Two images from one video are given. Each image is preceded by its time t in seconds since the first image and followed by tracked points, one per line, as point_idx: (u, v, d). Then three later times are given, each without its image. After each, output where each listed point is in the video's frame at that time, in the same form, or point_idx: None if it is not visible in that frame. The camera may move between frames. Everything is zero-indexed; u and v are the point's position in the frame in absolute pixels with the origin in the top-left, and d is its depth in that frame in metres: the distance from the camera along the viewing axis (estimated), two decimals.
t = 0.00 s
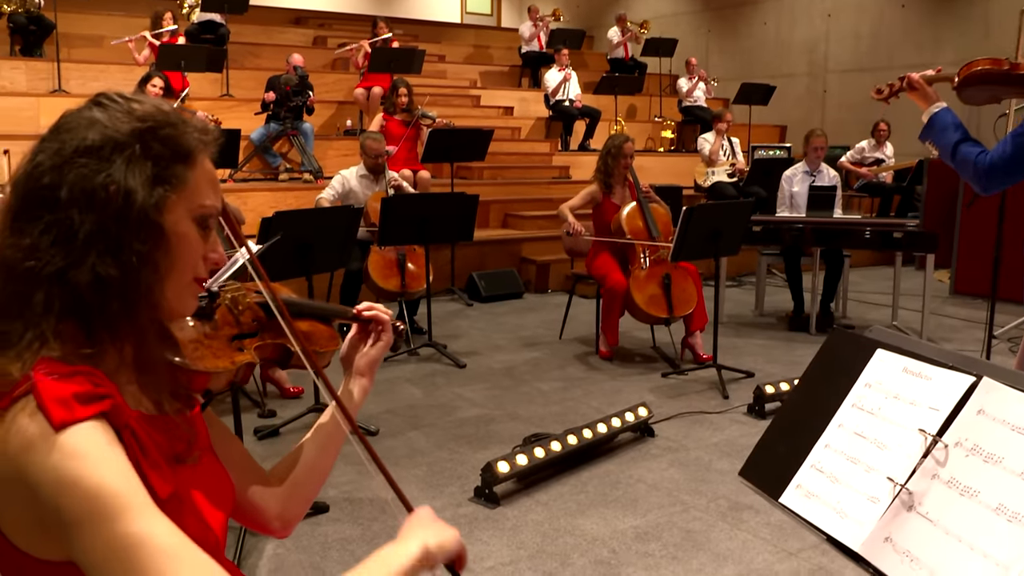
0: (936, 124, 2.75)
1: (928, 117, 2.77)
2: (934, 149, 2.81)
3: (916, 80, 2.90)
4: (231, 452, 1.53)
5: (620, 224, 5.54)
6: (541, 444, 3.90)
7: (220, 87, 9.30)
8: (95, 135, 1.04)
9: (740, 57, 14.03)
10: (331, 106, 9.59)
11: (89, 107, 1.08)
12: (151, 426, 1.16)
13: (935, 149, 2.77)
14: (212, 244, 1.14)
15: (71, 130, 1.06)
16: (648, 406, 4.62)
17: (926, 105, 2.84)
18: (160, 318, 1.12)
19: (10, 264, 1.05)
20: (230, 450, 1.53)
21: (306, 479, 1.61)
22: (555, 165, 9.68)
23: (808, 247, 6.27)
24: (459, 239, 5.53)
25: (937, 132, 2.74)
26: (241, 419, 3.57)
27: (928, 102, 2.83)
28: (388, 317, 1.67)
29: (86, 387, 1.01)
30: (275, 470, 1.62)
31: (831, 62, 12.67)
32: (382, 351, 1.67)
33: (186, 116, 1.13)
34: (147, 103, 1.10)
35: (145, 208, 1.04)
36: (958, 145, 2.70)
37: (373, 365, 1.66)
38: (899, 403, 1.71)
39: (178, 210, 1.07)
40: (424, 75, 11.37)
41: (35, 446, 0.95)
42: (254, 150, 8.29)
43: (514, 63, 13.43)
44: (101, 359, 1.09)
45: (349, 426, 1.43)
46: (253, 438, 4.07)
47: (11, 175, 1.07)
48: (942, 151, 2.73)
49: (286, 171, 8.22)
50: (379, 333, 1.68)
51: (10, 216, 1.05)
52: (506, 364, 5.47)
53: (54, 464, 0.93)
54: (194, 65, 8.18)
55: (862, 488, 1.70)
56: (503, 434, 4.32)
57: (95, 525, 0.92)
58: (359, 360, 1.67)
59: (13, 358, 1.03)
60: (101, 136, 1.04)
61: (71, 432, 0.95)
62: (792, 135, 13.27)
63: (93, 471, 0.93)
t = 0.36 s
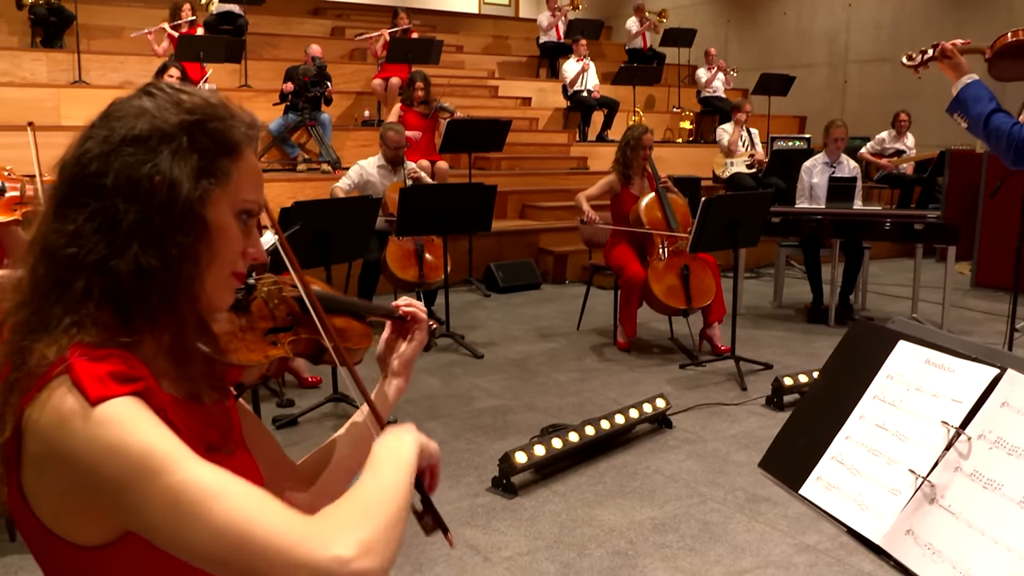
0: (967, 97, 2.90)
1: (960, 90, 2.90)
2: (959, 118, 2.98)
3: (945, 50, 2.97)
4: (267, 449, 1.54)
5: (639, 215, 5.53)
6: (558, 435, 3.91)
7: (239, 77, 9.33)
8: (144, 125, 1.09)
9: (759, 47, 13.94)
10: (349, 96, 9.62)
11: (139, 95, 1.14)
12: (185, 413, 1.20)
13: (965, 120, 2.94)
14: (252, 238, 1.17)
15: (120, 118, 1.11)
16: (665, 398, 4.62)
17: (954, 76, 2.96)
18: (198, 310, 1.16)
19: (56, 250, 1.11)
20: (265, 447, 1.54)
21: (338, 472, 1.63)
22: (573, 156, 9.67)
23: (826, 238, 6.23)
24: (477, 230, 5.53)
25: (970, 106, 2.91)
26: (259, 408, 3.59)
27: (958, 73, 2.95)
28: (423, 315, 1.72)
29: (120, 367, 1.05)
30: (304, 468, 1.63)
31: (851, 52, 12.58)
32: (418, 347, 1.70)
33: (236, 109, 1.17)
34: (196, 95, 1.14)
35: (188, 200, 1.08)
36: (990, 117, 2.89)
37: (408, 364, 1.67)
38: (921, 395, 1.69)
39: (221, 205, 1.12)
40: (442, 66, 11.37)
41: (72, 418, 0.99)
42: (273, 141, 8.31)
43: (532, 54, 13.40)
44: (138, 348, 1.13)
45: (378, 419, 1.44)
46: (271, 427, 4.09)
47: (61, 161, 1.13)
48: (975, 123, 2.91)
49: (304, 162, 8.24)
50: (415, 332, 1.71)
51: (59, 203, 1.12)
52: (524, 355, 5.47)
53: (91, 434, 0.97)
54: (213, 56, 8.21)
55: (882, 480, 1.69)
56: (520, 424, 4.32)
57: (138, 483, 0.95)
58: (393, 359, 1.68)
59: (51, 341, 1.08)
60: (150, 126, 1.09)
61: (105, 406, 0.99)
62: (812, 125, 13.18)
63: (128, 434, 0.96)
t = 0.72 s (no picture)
0: (986, 89, 2.81)
1: (978, 83, 2.83)
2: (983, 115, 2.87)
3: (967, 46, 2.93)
4: (294, 437, 1.60)
5: (657, 207, 5.50)
6: (575, 428, 3.90)
7: (256, 69, 9.35)
8: (192, 116, 1.16)
9: (778, 39, 13.84)
10: (367, 88, 9.66)
11: (187, 87, 1.21)
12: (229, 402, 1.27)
13: (985, 114, 2.83)
14: (293, 232, 1.23)
15: (169, 109, 1.18)
16: (683, 391, 4.61)
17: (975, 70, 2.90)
18: (239, 303, 1.23)
19: (103, 240, 1.18)
20: (291, 436, 1.60)
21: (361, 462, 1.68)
22: (590, 149, 9.63)
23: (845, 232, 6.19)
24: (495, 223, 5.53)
25: (989, 97, 2.80)
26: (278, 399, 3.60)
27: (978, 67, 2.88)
28: (450, 316, 1.73)
29: (163, 357, 1.13)
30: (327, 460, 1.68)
31: (872, 43, 12.47)
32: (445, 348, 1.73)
33: (280, 103, 1.23)
34: (242, 87, 1.20)
35: (237, 194, 1.14)
36: (1008, 106, 2.74)
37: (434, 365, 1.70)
38: (943, 389, 1.68)
39: (266, 198, 1.17)
40: (460, 57, 11.34)
41: (126, 407, 1.07)
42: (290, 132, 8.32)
43: (550, 46, 13.33)
44: (177, 338, 1.20)
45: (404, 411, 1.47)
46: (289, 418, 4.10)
47: (110, 152, 1.20)
48: (992, 115, 2.78)
49: (321, 154, 8.25)
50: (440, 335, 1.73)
51: (106, 194, 1.19)
52: (541, 347, 5.47)
53: (149, 423, 1.06)
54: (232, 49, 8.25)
55: (904, 475, 1.67)
56: (537, 417, 4.32)
57: (210, 469, 1.05)
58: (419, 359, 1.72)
59: (97, 329, 1.16)
60: (198, 118, 1.16)
61: (155, 395, 1.08)
62: (831, 118, 13.07)
63: (187, 420, 1.06)
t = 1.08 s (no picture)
0: (1005, 92, 2.82)
1: (998, 85, 2.83)
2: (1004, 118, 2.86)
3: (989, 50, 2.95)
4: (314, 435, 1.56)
5: (673, 198, 5.48)
6: (590, 419, 3.90)
7: (271, 61, 9.37)
8: (225, 107, 1.18)
9: (795, 31, 13.76)
10: (382, 80, 9.69)
11: (220, 78, 1.22)
12: (256, 393, 1.27)
13: (1005, 116, 2.82)
14: (321, 226, 1.25)
15: (203, 99, 1.20)
16: (698, 383, 4.60)
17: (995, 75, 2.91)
18: (267, 297, 1.24)
19: (134, 229, 1.20)
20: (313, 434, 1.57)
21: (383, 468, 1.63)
22: (605, 141, 9.62)
23: (862, 225, 6.14)
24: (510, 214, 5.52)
25: (1007, 99, 2.80)
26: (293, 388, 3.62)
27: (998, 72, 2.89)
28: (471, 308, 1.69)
29: (190, 346, 1.14)
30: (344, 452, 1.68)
31: (889, 35, 12.37)
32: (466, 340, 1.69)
33: (312, 96, 1.25)
34: (276, 79, 1.23)
35: (268, 186, 1.16)
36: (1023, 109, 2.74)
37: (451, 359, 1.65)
38: (961, 381, 1.67)
39: (296, 192, 1.19)
40: (474, 49, 11.33)
41: (155, 394, 1.09)
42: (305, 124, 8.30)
43: (566, 37, 13.31)
44: (204, 329, 1.21)
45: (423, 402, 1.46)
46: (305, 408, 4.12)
47: (140, 140, 1.21)
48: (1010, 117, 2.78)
49: (336, 145, 8.26)
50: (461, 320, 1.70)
51: (137, 183, 1.20)
52: (556, 339, 5.47)
53: (181, 410, 1.08)
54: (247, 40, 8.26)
55: (922, 468, 1.65)
56: (552, 408, 4.32)
57: (243, 455, 1.08)
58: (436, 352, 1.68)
59: (125, 318, 1.17)
60: (231, 109, 1.18)
61: (184, 383, 1.10)
62: (848, 109, 12.99)
63: (218, 406, 1.09)
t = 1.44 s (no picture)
0: None
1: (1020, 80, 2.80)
2: None
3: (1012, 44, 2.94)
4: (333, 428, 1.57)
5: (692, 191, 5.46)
6: (609, 413, 3.90)
7: (290, 54, 9.39)
8: (238, 97, 1.17)
9: (816, 23, 13.66)
10: (400, 73, 9.70)
11: (233, 67, 1.22)
12: (277, 384, 1.27)
13: None
14: (339, 213, 1.25)
15: (216, 90, 1.20)
16: (717, 377, 4.59)
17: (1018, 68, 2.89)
18: (286, 286, 1.24)
19: (153, 222, 1.20)
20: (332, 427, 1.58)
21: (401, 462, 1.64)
22: (624, 134, 9.59)
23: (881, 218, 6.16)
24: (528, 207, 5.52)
25: None
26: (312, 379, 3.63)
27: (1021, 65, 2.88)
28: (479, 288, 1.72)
29: (210, 339, 1.15)
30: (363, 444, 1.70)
31: (911, 27, 12.26)
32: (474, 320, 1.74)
33: (325, 83, 1.25)
34: (289, 67, 1.22)
35: (285, 175, 1.16)
36: None
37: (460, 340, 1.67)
38: (986, 376, 1.65)
39: (313, 178, 1.19)
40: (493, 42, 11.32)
41: (177, 387, 1.10)
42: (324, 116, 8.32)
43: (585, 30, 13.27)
44: (224, 320, 1.22)
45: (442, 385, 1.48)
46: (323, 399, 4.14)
47: (155, 133, 1.21)
48: None
49: (355, 138, 8.28)
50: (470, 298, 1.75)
51: (154, 176, 1.21)
52: (574, 332, 5.46)
53: (202, 404, 1.09)
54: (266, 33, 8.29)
55: (946, 463, 1.63)
56: (570, 402, 4.32)
57: (264, 450, 1.08)
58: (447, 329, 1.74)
59: (146, 311, 1.17)
60: (244, 98, 1.17)
61: (207, 375, 1.10)
62: (869, 103, 12.90)
63: (241, 400, 1.09)
